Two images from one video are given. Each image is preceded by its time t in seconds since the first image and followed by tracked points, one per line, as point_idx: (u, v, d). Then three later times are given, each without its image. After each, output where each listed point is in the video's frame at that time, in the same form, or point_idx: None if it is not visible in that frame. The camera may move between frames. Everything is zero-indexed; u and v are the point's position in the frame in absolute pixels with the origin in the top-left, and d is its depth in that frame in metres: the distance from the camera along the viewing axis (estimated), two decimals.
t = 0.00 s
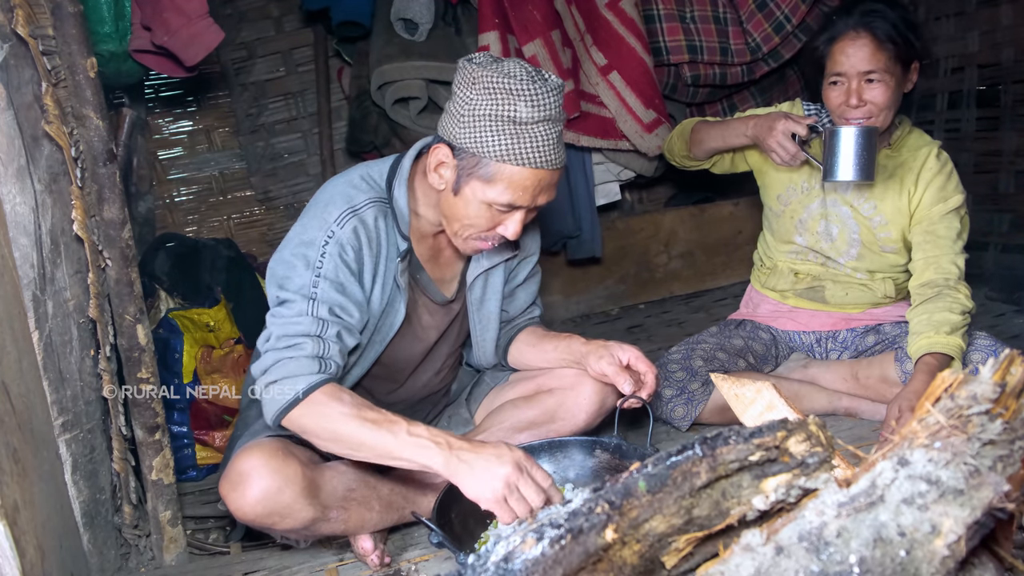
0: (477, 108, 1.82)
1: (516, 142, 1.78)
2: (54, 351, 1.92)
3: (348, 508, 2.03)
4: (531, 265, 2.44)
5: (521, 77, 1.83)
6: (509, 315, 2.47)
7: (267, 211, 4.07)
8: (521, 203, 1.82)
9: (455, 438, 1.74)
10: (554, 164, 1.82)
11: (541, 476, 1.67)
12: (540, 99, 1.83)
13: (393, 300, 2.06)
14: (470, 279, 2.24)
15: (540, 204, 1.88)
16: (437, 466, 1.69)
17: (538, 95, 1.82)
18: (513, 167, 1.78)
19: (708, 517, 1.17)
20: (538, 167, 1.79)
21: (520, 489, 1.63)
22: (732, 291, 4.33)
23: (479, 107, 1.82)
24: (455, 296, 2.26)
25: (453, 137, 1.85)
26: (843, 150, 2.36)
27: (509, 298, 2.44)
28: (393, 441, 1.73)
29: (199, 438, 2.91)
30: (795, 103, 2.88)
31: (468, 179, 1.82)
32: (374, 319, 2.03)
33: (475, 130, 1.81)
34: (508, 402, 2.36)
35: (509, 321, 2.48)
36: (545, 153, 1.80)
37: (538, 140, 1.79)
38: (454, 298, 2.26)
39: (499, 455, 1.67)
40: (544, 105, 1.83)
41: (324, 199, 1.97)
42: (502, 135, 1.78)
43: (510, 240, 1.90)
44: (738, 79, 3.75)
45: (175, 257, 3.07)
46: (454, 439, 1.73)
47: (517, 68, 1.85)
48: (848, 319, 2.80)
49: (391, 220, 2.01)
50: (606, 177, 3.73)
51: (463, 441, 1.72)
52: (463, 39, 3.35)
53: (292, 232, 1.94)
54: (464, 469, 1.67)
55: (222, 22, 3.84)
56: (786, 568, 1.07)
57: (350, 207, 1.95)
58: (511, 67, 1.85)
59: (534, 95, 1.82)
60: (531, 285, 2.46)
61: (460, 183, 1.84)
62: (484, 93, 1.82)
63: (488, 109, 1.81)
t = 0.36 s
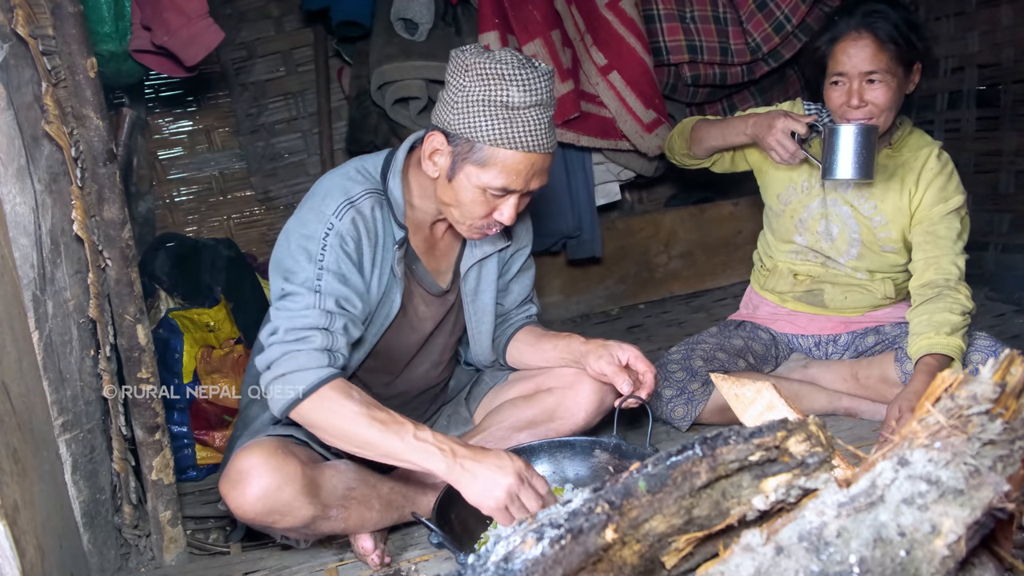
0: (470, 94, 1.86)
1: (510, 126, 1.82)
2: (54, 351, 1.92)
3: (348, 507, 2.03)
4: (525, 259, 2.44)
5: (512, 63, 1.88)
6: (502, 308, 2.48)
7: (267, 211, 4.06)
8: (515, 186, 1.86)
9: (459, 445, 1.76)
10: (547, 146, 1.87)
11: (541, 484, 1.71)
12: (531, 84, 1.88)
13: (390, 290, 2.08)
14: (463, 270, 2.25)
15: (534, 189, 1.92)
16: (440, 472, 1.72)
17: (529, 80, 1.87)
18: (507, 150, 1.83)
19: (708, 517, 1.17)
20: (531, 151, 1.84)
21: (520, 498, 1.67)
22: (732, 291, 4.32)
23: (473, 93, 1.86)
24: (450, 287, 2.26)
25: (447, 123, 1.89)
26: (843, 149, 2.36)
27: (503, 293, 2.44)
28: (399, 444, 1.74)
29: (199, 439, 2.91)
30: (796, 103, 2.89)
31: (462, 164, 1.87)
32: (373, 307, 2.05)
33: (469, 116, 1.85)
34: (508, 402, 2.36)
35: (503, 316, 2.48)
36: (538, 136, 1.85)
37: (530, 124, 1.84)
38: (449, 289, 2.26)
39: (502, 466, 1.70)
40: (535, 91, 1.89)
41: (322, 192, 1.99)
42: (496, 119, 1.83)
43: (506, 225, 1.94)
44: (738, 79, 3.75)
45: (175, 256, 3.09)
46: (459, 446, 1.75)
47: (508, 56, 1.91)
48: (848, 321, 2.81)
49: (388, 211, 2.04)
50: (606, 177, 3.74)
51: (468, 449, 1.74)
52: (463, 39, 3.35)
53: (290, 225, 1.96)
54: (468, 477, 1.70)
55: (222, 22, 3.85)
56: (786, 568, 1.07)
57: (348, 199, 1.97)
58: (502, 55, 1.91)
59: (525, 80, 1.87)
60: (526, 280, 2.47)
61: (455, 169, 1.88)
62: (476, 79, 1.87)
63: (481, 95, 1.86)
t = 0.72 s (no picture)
0: (460, 90, 1.87)
1: (498, 122, 1.83)
2: (54, 351, 1.92)
3: (347, 506, 2.03)
4: (519, 255, 2.44)
5: (503, 61, 1.89)
6: (498, 306, 2.47)
7: (267, 211, 4.06)
8: (503, 183, 1.86)
9: (472, 453, 1.73)
10: (535, 143, 1.87)
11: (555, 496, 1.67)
12: (520, 81, 1.88)
13: (386, 284, 2.10)
14: (456, 266, 2.26)
15: (523, 186, 1.92)
16: (449, 476, 1.68)
17: (519, 77, 1.88)
18: (496, 146, 1.83)
19: (707, 517, 1.17)
20: (519, 147, 1.84)
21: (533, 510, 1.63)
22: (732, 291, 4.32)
23: (462, 89, 1.87)
24: (444, 282, 2.27)
25: (437, 119, 1.90)
26: (843, 147, 2.36)
27: (499, 290, 2.44)
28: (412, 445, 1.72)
29: (199, 438, 2.91)
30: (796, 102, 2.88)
31: (451, 160, 1.87)
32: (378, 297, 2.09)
33: (458, 112, 1.86)
34: (507, 401, 2.36)
35: (499, 314, 2.48)
36: (527, 133, 1.85)
37: (519, 120, 1.84)
38: (444, 284, 2.27)
39: (515, 474, 1.66)
40: (525, 88, 1.89)
41: (319, 186, 2.03)
42: (485, 115, 1.83)
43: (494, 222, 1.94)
44: (738, 79, 3.75)
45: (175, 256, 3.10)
46: (471, 453, 1.71)
47: (499, 54, 1.92)
48: (847, 322, 2.81)
49: (382, 205, 2.07)
50: (606, 177, 3.74)
51: (481, 457, 1.71)
52: (463, 39, 3.35)
53: (291, 221, 2.00)
54: (479, 485, 1.66)
55: (222, 23, 3.85)
56: (786, 568, 1.07)
57: (344, 191, 2.00)
58: (493, 53, 1.91)
59: (515, 77, 1.88)
60: (521, 277, 2.47)
61: (445, 164, 1.88)
62: (466, 76, 1.88)
63: (471, 91, 1.86)
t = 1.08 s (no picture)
0: (468, 94, 1.88)
1: (502, 127, 1.83)
2: (54, 351, 1.92)
3: (347, 506, 2.02)
4: (522, 255, 2.44)
5: (512, 66, 1.89)
6: (498, 307, 2.47)
7: (267, 211, 4.06)
8: (504, 187, 1.86)
9: (458, 412, 1.72)
10: (538, 151, 1.86)
11: (540, 461, 1.65)
12: (528, 87, 1.88)
13: (384, 277, 2.11)
14: (458, 265, 2.27)
15: (523, 192, 1.92)
16: (436, 433, 1.66)
17: (527, 83, 1.88)
18: (498, 151, 1.83)
19: (708, 517, 1.17)
20: (521, 153, 1.84)
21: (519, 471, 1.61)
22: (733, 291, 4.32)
23: (470, 92, 1.88)
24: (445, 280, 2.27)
25: (443, 121, 1.91)
26: (835, 154, 2.36)
27: (500, 291, 2.44)
28: (393, 405, 1.71)
29: (199, 438, 2.90)
30: (791, 105, 2.84)
31: (453, 161, 1.87)
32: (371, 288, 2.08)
33: (464, 115, 1.86)
34: (508, 401, 2.36)
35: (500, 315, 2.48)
36: (530, 139, 1.84)
37: (524, 126, 1.84)
38: (445, 281, 2.27)
39: (501, 434, 1.65)
40: (532, 94, 1.89)
41: (324, 176, 2.05)
42: (490, 119, 1.84)
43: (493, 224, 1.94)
44: (738, 79, 3.75)
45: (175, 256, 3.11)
46: (457, 412, 1.71)
47: (509, 59, 1.92)
48: (852, 321, 2.80)
49: (386, 199, 2.09)
50: (606, 177, 3.74)
51: (466, 415, 1.70)
52: (463, 39, 3.35)
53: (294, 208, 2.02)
54: (463, 441, 1.64)
55: (222, 23, 3.85)
56: (786, 568, 1.07)
57: (348, 181, 2.03)
58: (504, 57, 1.92)
59: (523, 83, 1.88)
60: (523, 277, 2.47)
61: (447, 164, 1.88)
62: (475, 80, 1.89)
63: (478, 95, 1.87)
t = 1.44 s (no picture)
0: (469, 91, 1.88)
1: (503, 124, 1.83)
2: (54, 350, 1.92)
3: (347, 506, 2.02)
4: (519, 255, 2.45)
5: (513, 64, 1.90)
6: (497, 305, 2.47)
7: (267, 211, 4.06)
8: (505, 184, 1.86)
9: (458, 407, 1.76)
10: (539, 148, 1.87)
11: (529, 468, 1.72)
12: (529, 85, 1.89)
13: (383, 275, 2.11)
14: (457, 261, 2.26)
15: (523, 189, 1.92)
16: (436, 431, 1.70)
17: (528, 81, 1.89)
18: (498, 147, 1.83)
19: (707, 517, 1.17)
20: (522, 149, 1.84)
21: (509, 474, 1.68)
22: (733, 291, 4.32)
23: (471, 89, 1.88)
24: (444, 278, 2.27)
25: (444, 117, 1.91)
26: (824, 157, 2.36)
27: (498, 289, 2.44)
28: (397, 400, 1.73)
29: (199, 438, 2.90)
30: (786, 109, 2.85)
31: (454, 158, 1.87)
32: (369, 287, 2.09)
33: (465, 111, 1.87)
34: (508, 401, 2.36)
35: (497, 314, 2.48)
36: (531, 136, 1.85)
37: (525, 123, 1.85)
38: (444, 280, 2.27)
39: (499, 435, 1.70)
40: (533, 92, 1.89)
41: (324, 174, 2.05)
42: (491, 116, 1.84)
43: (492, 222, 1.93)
44: (738, 79, 3.76)
45: (174, 257, 3.11)
46: (458, 409, 1.74)
47: (510, 57, 1.93)
48: (853, 321, 2.80)
49: (386, 197, 2.09)
50: (606, 177, 3.75)
51: (467, 413, 1.74)
52: (463, 39, 3.35)
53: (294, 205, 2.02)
54: (464, 440, 1.69)
55: (222, 23, 3.85)
56: (786, 568, 1.07)
57: (348, 180, 2.03)
58: (505, 55, 1.92)
59: (524, 81, 1.89)
60: (520, 276, 2.47)
61: (448, 161, 1.89)
62: (476, 76, 1.89)
63: (479, 91, 1.87)
